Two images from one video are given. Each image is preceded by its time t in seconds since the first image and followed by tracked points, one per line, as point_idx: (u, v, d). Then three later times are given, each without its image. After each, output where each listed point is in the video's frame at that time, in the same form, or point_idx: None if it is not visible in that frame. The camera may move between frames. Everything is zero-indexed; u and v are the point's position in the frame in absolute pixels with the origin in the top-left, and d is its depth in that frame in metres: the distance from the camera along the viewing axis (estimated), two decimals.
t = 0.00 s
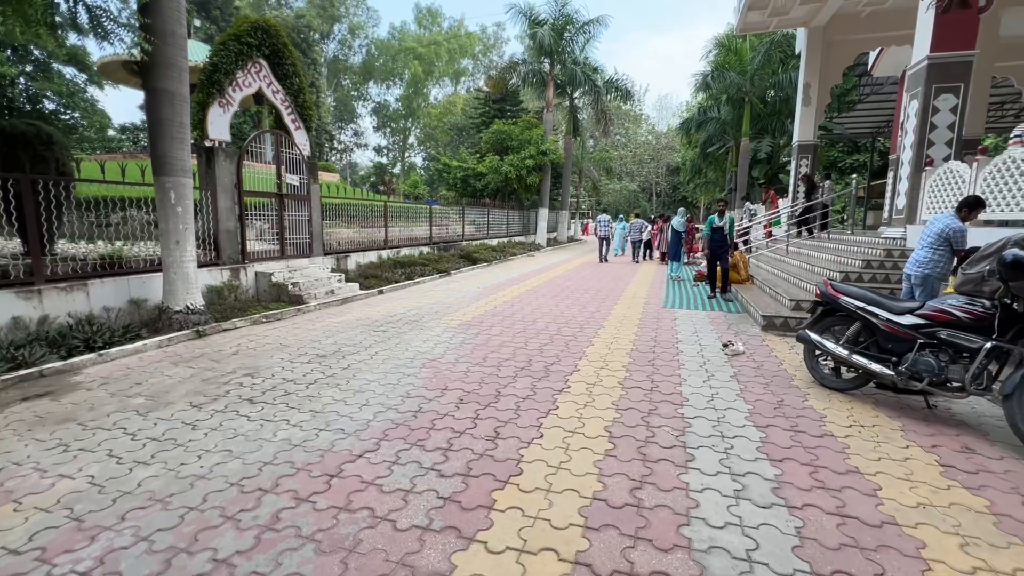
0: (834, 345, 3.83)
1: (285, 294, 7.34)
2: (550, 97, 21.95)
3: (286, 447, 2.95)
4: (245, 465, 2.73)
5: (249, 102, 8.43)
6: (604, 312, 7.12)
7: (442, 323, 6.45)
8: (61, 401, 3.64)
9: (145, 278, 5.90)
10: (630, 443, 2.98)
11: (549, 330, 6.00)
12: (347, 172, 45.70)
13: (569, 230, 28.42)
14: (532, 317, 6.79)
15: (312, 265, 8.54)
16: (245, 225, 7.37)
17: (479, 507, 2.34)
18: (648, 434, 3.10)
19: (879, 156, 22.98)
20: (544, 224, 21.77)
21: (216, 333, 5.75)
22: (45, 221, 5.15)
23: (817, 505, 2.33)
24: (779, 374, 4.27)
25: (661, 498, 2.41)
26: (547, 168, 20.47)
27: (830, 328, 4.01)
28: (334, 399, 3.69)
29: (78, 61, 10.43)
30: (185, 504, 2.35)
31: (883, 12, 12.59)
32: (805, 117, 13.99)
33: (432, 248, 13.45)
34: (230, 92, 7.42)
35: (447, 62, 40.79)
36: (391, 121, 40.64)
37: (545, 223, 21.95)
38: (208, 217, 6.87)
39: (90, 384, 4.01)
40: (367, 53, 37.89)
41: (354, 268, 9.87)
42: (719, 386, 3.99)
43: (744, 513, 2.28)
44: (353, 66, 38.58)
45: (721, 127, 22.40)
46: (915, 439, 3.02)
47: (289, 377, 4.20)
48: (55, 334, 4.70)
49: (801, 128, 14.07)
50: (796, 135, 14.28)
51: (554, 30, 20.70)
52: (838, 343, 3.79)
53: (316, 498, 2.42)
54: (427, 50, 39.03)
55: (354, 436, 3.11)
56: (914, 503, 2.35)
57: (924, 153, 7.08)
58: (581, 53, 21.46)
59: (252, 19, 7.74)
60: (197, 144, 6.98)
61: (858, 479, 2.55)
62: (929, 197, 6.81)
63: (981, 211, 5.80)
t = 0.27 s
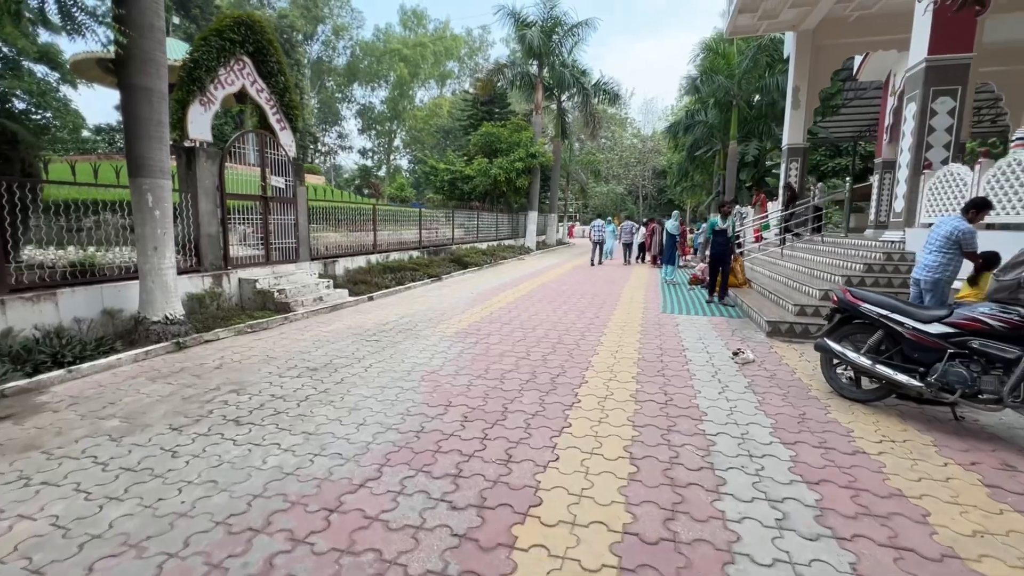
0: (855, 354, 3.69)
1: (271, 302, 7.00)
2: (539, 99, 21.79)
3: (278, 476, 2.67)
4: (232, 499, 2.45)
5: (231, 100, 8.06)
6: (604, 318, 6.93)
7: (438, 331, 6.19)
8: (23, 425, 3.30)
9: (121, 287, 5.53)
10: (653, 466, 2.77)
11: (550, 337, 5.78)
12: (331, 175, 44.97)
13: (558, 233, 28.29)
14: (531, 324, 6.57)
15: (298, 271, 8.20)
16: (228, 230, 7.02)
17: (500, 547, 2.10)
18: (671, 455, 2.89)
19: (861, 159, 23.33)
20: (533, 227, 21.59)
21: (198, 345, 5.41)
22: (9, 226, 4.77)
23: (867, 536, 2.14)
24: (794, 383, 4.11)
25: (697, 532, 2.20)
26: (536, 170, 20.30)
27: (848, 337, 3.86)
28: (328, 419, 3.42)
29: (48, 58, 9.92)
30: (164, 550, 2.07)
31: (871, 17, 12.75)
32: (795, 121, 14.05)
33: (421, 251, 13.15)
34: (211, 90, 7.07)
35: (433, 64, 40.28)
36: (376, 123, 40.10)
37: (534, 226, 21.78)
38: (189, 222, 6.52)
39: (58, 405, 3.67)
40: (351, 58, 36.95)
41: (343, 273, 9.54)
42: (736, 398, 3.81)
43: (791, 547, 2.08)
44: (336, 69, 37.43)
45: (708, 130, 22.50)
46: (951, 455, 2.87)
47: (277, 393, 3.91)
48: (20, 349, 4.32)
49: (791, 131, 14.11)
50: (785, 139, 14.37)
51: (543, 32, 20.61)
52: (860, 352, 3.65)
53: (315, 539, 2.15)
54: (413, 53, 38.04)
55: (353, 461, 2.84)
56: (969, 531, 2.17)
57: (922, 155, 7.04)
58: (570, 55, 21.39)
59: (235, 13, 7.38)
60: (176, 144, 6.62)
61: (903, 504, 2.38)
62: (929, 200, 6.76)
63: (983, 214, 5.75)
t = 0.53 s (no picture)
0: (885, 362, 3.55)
1: (266, 307, 6.75)
2: (534, 99, 21.60)
3: (282, 504, 2.45)
4: (232, 532, 2.22)
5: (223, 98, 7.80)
6: (610, 323, 6.76)
7: (441, 338, 5.97)
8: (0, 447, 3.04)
9: (107, 294, 5.25)
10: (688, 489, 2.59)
11: (558, 344, 5.60)
12: (322, 176, 44.43)
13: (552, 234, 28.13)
14: (535, 330, 6.39)
15: (294, 275, 7.93)
16: (220, 232, 6.76)
17: None
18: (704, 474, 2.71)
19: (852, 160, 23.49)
20: (529, 229, 21.41)
21: (189, 354, 5.16)
22: None
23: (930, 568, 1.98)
24: (817, 392, 3.97)
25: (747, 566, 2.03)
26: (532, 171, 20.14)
27: (875, 344, 3.72)
28: (332, 436, 3.20)
29: (30, 55, 9.55)
30: None
31: (869, 18, 12.79)
32: (793, 121, 14.02)
33: (418, 254, 12.93)
34: (203, 88, 6.81)
35: (425, 64, 39.90)
36: (368, 124, 39.70)
37: (530, 227, 21.60)
38: (179, 224, 6.25)
39: (40, 422, 3.41)
40: (346, 54, 36.75)
41: (338, 277, 9.29)
42: (760, 408, 3.64)
43: None
44: (327, 68, 36.84)
45: (703, 131, 22.49)
46: (996, 472, 2.73)
47: (277, 407, 3.68)
48: None
49: (789, 132, 14.08)
50: (783, 140, 14.33)
51: (538, 32, 20.48)
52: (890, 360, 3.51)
53: None
54: (405, 53, 37.64)
55: (363, 485, 2.63)
56: None
57: (931, 156, 6.95)
58: (565, 56, 21.30)
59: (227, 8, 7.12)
60: (165, 144, 6.34)
61: (961, 529, 2.22)
62: (938, 201, 6.69)
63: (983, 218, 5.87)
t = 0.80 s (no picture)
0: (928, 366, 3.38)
1: (266, 310, 6.52)
2: (533, 99, 21.41)
3: (298, 527, 2.23)
4: (244, 561, 2.00)
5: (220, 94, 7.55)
6: (622, 325, 6.58)
7: (449, 341, 5.76)
8: None
9: (100, 297, 5.00)
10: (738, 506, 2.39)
11: (572, 347, 5.40)
12: (317, 177, 43.99)
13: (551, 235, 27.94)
14: (546, 332, 6.19)
15: (295, 277, 7.69)
16: (218, 232, 6.51)
17: None
18: (752, 489, 2.52)
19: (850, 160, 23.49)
20: (528, 229, 21.22)
21: (188, 360, 4.91)
22: None
23: None
24: (852, 397, 3.79)
25: None
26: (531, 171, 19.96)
27: (914, 346, 3.56)
28: (346, 449, 2.98)
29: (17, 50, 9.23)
30: None
31: (873, 16, 12.72)
32: (796, 120, 13.91)
33: (418, 255, 12.70)
34: (200, 82, 6.60)
35: (420, 64, 39.52)
36: (363, 124, 39.30)
37: (529, 227, 21.40)
38: (176, 224, 6.00)
39: (29, 436, 3.16)
40: (341, 54, 36.28)
41: (339, 278, 9.05)
42: (796, 415, 3.46)
43: None
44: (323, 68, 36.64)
45: (702, 131, 22.38)
46: None
47: (284, 417, 3.46)
48: None
49: (792, 131, 13.97)
50: (786, 139, 14.21)
51: (537, 31, 20.29)
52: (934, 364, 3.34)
53: None
54: (401, 53, 37.27)
55: (385, 505, 2.42)
56: None
57: (947, 153, 6.82)
58: (564, 55, 21.12)
59: None
60: (161, 141, 6.10)
61: None
62: (956, 199, 6.56)
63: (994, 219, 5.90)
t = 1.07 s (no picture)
0: (976, 377, 3.19)
1: (269, 316, 6.29)
2: (535, 99, 21.19)
3: (318, 565, 2.03)
4: None
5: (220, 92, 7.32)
6: (637, 330, 6.39)
7: (461, 347, 5.56)
8: None
9: (98, 304, 4.79)
10: (795, 535, 2.20)
11: (589, 354, 5.20)
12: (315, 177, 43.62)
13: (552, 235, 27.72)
14: (559, 338, 5.99)
15: (297, 280, 7.48)
16: (219, 235, 6.30)
17: None
18: (809, 517, 2.33)
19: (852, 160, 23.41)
20: (530, 230, 21.03)
21: (190, 370, 4.69)
22: None
23: None
24: (892, 410, 3.61)
25: None
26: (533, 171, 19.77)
27: (960, 356, 3.38)
28: (363, 470, 2.78)
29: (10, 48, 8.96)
30: None
31: (881, 14, 12.59)
32: (803, 119, 13.76)
33: (421, 256, 12.50)
34: (201, 80, 6.39)
35: (419, 64, 39.19)
36: (361, 124, 39.01)
37: (531, 228, 21.21)
38: (175, 227, 5.79)
39: (21, 456, 2.94)
40: (339, 53, 35.98)
41: (343, 281, 8.84)
42: (837, 430, 3.27)
43: None
44: (321, 68, 36.28)
45: (705, 130, 22.23)
46: None
47: (294, 434, 3.25)
48: None
49: (800, 131, 13.81)
50: (793, 138, 14.05)
51: (539, 29, 20.11)
52: (985, 376, 3.16)
53: None
54: (400, 53, 36.92)
55: (410, 537, 2.22)
56: None
57: (968, 152, 6.66)
58: (565, 54, 20.93)
59: None
60: (160, 141, 5.88)
61: None
62: (977, 199, 6.40)
63: (1002, 222, 5.96)
